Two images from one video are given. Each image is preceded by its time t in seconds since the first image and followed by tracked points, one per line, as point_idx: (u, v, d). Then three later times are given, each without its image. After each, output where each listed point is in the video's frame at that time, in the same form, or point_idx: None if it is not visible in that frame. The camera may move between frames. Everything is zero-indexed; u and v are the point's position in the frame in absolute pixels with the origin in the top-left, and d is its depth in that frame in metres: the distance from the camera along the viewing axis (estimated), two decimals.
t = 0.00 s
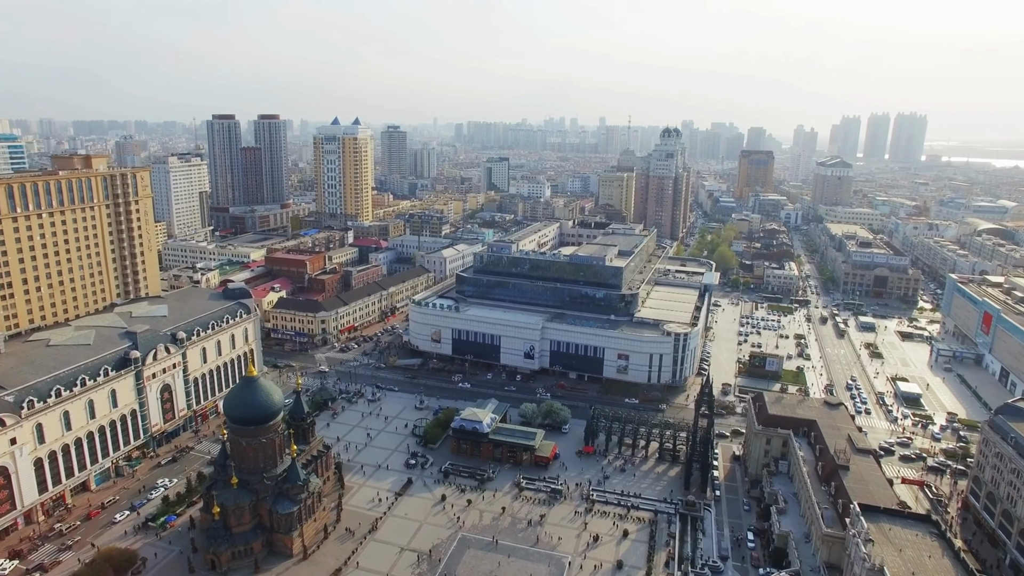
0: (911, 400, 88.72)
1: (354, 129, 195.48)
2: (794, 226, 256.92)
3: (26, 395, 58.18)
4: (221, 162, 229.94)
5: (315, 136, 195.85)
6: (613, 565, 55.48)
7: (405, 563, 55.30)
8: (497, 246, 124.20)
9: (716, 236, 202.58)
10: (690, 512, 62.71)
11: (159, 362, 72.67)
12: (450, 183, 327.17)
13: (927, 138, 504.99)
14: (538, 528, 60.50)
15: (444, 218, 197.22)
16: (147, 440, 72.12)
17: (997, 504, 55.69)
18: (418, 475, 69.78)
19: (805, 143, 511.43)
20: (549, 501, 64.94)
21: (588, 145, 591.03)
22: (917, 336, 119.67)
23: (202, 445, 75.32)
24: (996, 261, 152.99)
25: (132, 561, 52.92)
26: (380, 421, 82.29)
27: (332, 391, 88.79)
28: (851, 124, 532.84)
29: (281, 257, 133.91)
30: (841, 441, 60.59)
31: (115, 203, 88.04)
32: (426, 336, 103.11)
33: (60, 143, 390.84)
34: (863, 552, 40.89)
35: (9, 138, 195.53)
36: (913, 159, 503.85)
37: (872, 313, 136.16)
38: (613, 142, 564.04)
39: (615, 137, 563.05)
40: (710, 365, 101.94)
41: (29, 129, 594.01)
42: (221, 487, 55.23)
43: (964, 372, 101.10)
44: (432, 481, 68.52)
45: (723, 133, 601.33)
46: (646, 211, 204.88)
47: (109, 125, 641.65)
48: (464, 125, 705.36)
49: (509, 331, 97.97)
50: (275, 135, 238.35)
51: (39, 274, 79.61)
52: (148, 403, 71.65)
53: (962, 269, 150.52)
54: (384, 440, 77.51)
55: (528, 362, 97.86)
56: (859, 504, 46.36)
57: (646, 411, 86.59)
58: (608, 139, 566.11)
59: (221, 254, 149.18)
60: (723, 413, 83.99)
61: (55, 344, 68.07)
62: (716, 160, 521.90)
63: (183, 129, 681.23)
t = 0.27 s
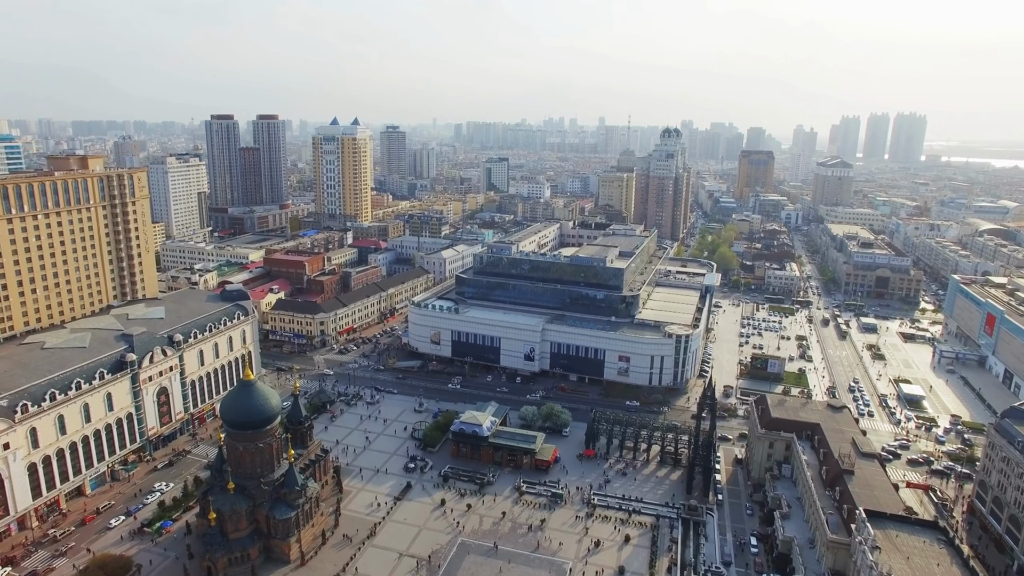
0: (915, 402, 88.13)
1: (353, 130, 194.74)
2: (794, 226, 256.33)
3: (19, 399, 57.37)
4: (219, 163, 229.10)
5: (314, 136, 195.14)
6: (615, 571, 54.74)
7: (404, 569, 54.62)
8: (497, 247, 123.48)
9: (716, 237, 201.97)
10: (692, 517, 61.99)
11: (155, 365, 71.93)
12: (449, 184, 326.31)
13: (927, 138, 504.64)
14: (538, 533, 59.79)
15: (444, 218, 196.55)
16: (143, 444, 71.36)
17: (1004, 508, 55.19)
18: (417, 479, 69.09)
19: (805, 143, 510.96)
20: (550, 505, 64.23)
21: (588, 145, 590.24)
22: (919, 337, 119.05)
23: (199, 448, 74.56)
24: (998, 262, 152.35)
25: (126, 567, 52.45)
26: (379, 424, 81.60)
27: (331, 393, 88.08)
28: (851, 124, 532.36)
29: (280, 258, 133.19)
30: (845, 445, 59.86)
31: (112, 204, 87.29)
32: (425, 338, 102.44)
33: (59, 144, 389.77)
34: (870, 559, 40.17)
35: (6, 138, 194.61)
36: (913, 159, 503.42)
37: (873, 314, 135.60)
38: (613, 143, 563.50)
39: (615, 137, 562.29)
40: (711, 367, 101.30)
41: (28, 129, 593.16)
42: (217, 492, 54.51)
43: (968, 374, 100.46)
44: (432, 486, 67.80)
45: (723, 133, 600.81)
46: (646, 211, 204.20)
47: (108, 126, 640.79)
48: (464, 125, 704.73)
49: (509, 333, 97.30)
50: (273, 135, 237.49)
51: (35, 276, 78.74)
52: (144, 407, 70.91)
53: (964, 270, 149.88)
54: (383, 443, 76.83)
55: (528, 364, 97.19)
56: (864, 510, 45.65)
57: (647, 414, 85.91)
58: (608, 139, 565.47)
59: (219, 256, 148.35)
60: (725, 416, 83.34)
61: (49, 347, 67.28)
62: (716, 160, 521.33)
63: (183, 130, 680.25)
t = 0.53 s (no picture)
0: (918, 404, 87.57)
1: (352, 130, 193.95)
2: (794, 227, 255.78)
3: (13, 403, 56.62)
4: (218, 164, 228.35)
5: (313, 136, 194.43)
6: None
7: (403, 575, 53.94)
8: (497, 247, 122.71)
9: (717, 238, 201.39)
10: (695, 522, 61.28)
11: (152, 367, 71.16)
12: (449, 184, 325.48)
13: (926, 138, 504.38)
14: (539, 538, 59.10)
15: (443, 219, 195.86)
16: (139, 448, 70.54)
17: (1011, 513, 54.83)
18: (416, 483, 68.37)
19: (804, 143, 510.28)
20: (551, 510, 63.50)
21: (587, 145, 589.64)
22: (921, 338, 118.45)
23: (195, 452, 73.78)
24: (999, 262, 151.71)
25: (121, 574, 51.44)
26: (377, 427, 80.89)
27: (329, 396, 87.46)
28: (851, 124, 532.06)
29: (278, 259, 132.47)
30: (849, 449, 59.11)
31: (108, 205, 86.57)
32: (424, 339, 101.74)
33: (58, 144, 388.54)
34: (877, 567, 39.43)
35: (3, 138, 193.75)
36: (913, 159, 503.15)
37: (875, 315, 135.04)
38: (612, 143, 563.11)
39: (614, 137, 561.99)
40: (713, 369, 100.65)
41: (26, 129, 592.14)
42: (213, 498, 53.73)
43: (970, 376, 99.89)
44: (431, 490, 67.08)
45: (722, 133, 600.19)
46: (646, 212, 203.55)
47: (107, 126, 640.10)
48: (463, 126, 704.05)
49: (509, 334, 96.59)
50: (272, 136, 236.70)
51: (30, 278, 78.02)
52: (140, 410, 70.13)
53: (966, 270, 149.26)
54: (382, 447, 76.16)
55: (528, 366, 96.48)
56: (871, 516, 44.94)
57: (648, 417, 85.20)
58: (608, 139, 564.99)
59: (218, 256, 147.66)
60: (727, 418, 82.66)
61: (44, 350, 66.50)
62: (715, 160, 520.76)
63: (182, 130, 679.34)
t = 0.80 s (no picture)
0: (921, 405, 87.11)
1: (351, 129, 193.14)
2: (794, 226, 255.17)
3: (7, 405, 55.97)
4: (216, 163, 227.53)
5: (312, 135, 193.69)
6: None
7: None
8: (497, 247, 121.99)
9: (717, 237, 200.78)
10: (697, 524, 60.69)
11: (149, 369, 70.52)
12: (448, 183, 324.62)
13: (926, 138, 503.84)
14: (539, 541, 58.51)
15: (442, 218, 195.15)
16: (136, 450, 69.89)
17: (1017, 517, 54.50)
18: (416, 485, 67.78)
19: (804, 143, 509.46)
20: (551, 513, 62.90)
21: (587, 144, 588.78)
22: (923, 338, 117.92)
23: (193, 454, 73.14)
24: (1001, 262, 151.11)
25: None
26: (377, 429, 80.29)
27: (328, 397, 86.88)
28: (850, 123, 531.42)
29: (277, 259, 131.84)
30: (853, 451, 58.49)
31: (105, 205, 85.89)
32: (424, 340, 101.15)
33: (57, 143, 387.31)
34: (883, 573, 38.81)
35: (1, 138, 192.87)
36: (913, 158, 502.64)
37: (876, 315, 134.54)
38: (612, 142, 562.50)
39: (614, 136, 561.26)
40: (714, 370, 100.09)
41: (25, 129, 591.19)
42: (210, 501, 53.08)
43: (973, 376, 99.41)
44: (431, 492, 66.48)
45: (722, 132, 599.64)
46: (646, 211, 202.90)
47: (106, 126, 639.47)
48: (462, 125, 703.22)
49: (509, 335, 95.99)
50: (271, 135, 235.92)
51: (26, 278, 77.40)
52: (137, 411, 69.49)
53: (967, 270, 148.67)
54: (381, 448, 75.58)
55: (528, 366, 95.91)
56: (876, 520, 44.32)
57: (649, 418, 84.63)
58: (607, 138, 564.31)
59: (216, 256, 146.98)
60: (728, 420, 82.12)
61: (39, 351, 65.85)
62: (715, 159, 519.99)
63: (181, 129, 678.45)
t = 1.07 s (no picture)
0: (923, 402, 86.75)
1: (349, 124, 191.97)
2: (795, 221, 254.40)
3: (1, 404, 55.31)
4: (214, 158, 226.38)
5: (310, 130, 192.62)
6: None
7: None
8: (497, 243, 121.18)
9: (717, 233, 200.02)
10: (699, 523, 60.20)
11: (145, 366, 69.90)
12: (448, 178, 323.41)
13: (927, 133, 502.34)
14: (540, 540, 58.04)
15: (442, 214, 194.27)
16: (133, 448, 69.34)
17: (1021, 516, 54.08)
18: (415, 484, 67.29)
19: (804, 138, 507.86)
20: (552, 511, 62.44)
21: (587, 139, 586.98)
22: (925, 334, 117.44)
23: (191, 452, 72.59)
24: (1003, 258, 150.39)
25: None
26: (376, 426, 79.78)
27: (327, 394, 86.36)
28: (851, 118, 529.56)
29: (275, 254, 131.04)
30: (857, 450, 57.91)
31: (101, 201, 85.07)
32: (423, 336, 100.58)
33: (55, 139, 385.67)
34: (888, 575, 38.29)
35: None
36: (913, 154, 501.36)
37: (878, 311, 133.95)
38: (611, 137, 561.02)
39: (614, 131, 559.51)
40: (715, 366, 99.61)
41: (23, 124, 589.03)
42: (208, 500, 52.52)
43: (976, 373, 98.99)
44: (430, 491, 66.01)
45: (722, 127, 598.22)
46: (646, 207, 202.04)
47: (105, 121, 637.70)
48: (462, 120, 700.83)
49: (509, 331, 95.35)
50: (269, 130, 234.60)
51: (21, 275, 76.74)
52: (134, 409, 68.93)
53: (969, 265, 148.04)
54: (380, 446, 75.06)
55: (528, 363, 95.35)
56: (881, 521, 43.77)
57: (650, 416, 84.16)
58: (607, 134, 562.74)
59: (214, 252, 146.16)
60: (730, 416, 81.65)
61: (34, 349, 65.20)
62: (715, 154, 518.53)
63: (180, 124, 676.35)
